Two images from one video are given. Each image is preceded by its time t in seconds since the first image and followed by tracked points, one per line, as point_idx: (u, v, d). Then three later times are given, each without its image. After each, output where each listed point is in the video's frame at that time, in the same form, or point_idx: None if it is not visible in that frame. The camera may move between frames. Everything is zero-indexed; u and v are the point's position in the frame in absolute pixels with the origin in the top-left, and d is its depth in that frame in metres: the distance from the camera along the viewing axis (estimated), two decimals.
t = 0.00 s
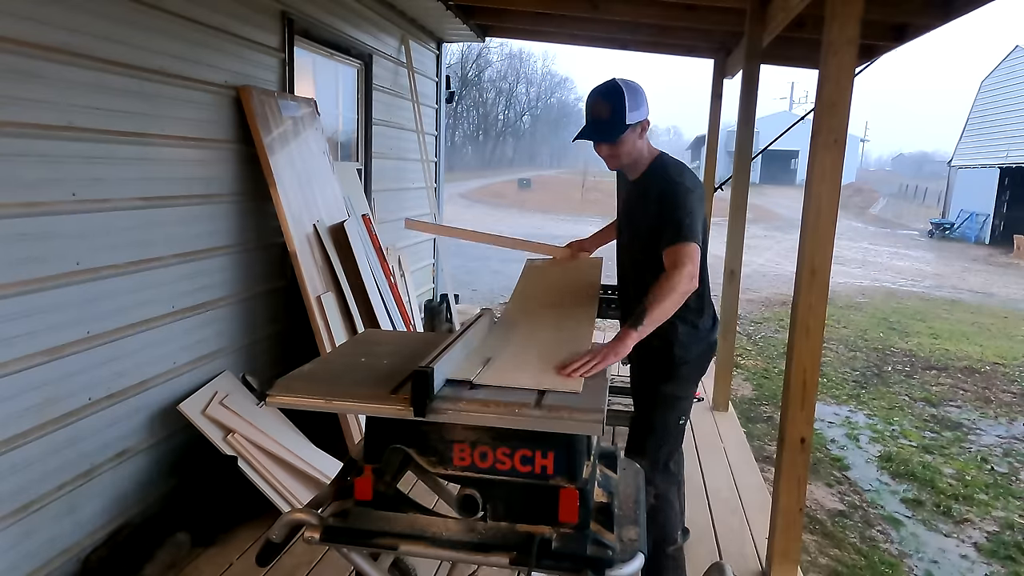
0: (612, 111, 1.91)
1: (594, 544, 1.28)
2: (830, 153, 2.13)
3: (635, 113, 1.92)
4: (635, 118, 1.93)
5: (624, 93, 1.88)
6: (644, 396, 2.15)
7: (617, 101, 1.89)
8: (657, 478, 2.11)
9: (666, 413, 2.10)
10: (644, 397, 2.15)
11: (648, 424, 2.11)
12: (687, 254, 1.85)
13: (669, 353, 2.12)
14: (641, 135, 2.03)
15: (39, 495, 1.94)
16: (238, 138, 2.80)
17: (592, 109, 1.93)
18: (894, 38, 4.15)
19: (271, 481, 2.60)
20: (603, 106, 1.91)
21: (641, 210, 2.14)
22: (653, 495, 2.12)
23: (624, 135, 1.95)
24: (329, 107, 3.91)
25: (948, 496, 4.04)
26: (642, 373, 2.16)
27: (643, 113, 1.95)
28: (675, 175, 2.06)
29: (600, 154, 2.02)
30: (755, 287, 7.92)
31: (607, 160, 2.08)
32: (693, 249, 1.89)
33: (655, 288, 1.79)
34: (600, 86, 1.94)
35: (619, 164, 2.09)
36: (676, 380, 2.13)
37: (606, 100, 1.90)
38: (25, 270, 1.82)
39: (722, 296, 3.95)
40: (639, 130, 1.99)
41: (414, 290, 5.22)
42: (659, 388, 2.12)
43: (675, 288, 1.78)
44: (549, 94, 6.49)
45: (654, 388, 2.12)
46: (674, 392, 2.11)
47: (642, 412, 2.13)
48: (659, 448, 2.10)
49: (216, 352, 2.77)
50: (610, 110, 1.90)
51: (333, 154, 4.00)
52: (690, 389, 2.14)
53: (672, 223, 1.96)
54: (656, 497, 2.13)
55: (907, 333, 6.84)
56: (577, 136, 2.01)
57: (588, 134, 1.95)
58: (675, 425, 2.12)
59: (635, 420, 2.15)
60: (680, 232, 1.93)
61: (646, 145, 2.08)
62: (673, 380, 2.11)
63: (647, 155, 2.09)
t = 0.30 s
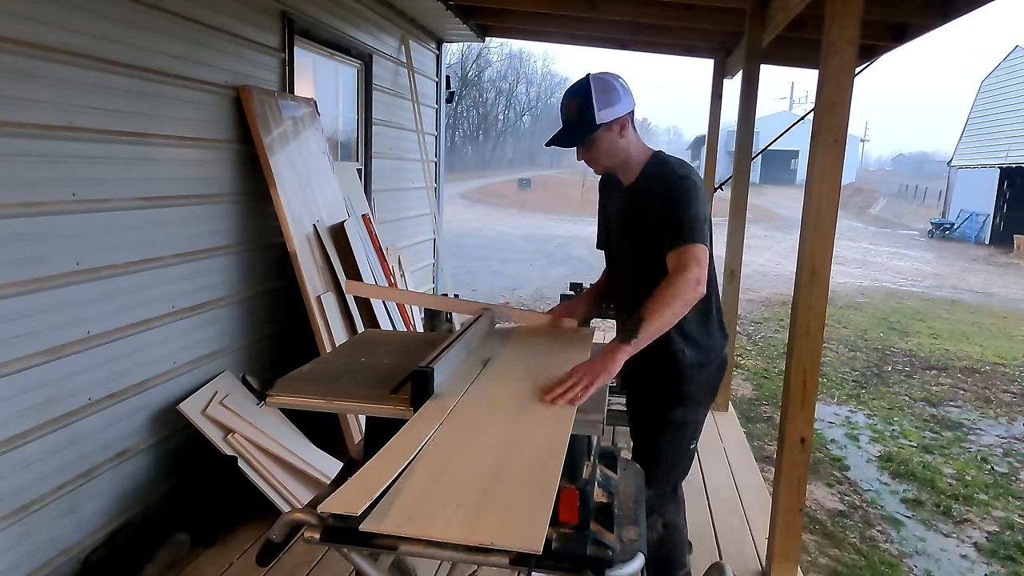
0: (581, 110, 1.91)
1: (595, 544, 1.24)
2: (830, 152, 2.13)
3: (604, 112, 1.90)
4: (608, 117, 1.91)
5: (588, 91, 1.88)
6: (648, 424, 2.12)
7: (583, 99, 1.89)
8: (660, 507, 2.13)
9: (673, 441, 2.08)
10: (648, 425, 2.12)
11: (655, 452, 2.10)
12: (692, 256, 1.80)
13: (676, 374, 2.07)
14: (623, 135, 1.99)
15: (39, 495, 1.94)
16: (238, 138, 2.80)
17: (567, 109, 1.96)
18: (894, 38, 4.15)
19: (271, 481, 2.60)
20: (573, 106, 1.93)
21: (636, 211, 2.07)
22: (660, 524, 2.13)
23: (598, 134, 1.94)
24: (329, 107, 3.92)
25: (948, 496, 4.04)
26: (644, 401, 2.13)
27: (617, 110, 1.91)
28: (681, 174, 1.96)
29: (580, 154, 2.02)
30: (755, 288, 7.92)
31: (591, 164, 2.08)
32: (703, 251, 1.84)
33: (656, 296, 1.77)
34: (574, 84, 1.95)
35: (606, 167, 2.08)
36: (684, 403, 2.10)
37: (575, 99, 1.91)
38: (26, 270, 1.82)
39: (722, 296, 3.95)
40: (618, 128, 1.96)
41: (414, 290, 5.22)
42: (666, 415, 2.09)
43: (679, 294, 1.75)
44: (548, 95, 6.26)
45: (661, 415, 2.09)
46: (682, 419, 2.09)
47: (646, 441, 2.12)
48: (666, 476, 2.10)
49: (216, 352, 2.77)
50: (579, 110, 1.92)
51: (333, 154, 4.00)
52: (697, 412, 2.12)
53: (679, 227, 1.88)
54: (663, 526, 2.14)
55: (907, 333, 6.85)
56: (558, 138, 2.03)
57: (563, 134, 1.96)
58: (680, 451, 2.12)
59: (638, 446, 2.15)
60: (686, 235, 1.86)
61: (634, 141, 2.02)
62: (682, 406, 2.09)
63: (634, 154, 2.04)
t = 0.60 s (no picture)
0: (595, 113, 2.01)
1: (594, 544, 1.26)
2: (830, 153, 2.13)
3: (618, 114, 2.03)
4: (619, 120, 2.04)
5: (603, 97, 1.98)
6: (633, 389, 2.31)
7: (600, 103, 1.99)
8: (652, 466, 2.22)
9: (657, 398, 2.26)
10: (631, 390, 2.32)
11: (643, 411, 2.26)
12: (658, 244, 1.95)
13: (650, 337, 2.32)
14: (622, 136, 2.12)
15: (40, 495, 1.94)
16: (238, 138, 2.80)
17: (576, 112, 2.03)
18: (895, 37, 4.14)
19: (271, 481, 2.60)
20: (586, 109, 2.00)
21: (617, 203, 2.22)
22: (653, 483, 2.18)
23: (609, 136, 2.05)
24: (329, 107, 3.92)
25: (948, 496, 4.04)
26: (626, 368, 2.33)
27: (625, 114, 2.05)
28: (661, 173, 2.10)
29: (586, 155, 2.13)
30: (755, 287, 7.92)
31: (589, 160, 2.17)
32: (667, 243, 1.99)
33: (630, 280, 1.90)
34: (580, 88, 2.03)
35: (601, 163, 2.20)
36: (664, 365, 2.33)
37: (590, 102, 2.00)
38: (26, 270, 1.82)
39: (721, 296, 3.96)
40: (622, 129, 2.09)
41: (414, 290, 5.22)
42: (649, 376, 2.30)
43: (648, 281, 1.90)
44: (549, 95, 6.49)
45: (644, 376, 2.30)
46: (664, 377, 2.30)
47: (633, 403, 2.29)
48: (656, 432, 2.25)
49: (216, 352, 2.77)
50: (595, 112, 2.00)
51: (333, 154, 4.00)
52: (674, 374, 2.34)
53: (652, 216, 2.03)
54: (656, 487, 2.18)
55: (907, 334, 6.84)
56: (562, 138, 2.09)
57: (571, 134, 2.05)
58: (665, 410, 2.29)
59: (625, 413, 2.30)
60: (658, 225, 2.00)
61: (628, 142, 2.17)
62: (662, 365, 2.31)
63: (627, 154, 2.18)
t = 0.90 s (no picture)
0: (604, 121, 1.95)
1: (594, 544, 1.26)
2: (830, 152, 2.13)
3: (626, 124, 1.99)
4: (627, 129, 2.00)
5: (614, 102, 1.93)
6: (632, 397, 2.31)
7: (609, 109, 1.94)
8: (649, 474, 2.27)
9: (656, 409, 2.27)
10: (631, 398, 2.32)
11: (641, 420, 2.28)
12: (659, 260, 1.87)
13: (653, 346, 2.28)
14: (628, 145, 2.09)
15: (39, 496, 1.94)
16: (238, 138, 2.80)
17: (583, 118, 1.98)
18: (894, 38, 4.15)
19: (271, 481, 2.60)
20: (595, 115, 1.95)
21: (618, 211, 2.21)
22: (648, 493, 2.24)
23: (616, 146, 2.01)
24: (329, 107, 3.92)
25: (948, 496, 4.04)
26: (627, 376, 2.32)
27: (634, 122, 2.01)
28: (663, 183, 2.09)
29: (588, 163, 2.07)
30: (755, 288, 7.91)
31: (593, 167, 2.13)
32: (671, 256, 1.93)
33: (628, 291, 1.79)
34: (587, 92, 1.98)
35: (605, 170, 2.17)
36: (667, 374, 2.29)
37: (598, 108, 1.95)
38: (26, 270, 1.82)
39: (722, 296, 3.95)
40: (629, 140, 2.05)
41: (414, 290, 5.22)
42: (650, 386, 2.28)
43: (650, 294, 1.80)
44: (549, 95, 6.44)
45: (645, 386, 2.28)
46: (665, 388, 2.28)
47: (633, 412, 2.30)
48: (653, 442, 2.28)
49: (216, 352, 2.77)
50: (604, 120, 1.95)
51: (333, 154, 4.00)
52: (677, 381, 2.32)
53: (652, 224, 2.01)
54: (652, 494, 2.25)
55: (907, 334, 6.84)
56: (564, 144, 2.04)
57: (576, 142, 2.00)
58: (664, 421, 2.30)
59: (625, 420, 2.33)
60: (658, 237, 1.97)
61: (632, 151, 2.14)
62: (665, 376, 2.28)
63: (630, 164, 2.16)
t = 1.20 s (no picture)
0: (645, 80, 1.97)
1: (594, 543, 1.26)
2: (830, 152, 2.13)
3: (667, 89, 2.00)
4: (667, 97, 2.01)
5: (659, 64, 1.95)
6: (663, 403, 2.17)
7: (653, 69, 1.96)
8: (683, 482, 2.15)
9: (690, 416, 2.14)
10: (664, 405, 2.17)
11: (675, 427, 2.15)
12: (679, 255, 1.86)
13: (683, 349, 2.15)
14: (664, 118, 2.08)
15: (40, 495, 1.94)
16: (238, 137, 2.80)
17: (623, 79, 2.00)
18: (894, 38, 4.15)
19: (271, 481, 2.60)
20: (637, 75, 1.97)
21: (642, 196, 2.16)
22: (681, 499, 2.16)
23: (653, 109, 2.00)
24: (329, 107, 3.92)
25: (948, 496, 4.03)
26: (657, 381, 2.18)
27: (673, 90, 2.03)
28: (693, 169, 2.05)
29: (622, 128, 2.04)
30: (755, 288, 7.91)
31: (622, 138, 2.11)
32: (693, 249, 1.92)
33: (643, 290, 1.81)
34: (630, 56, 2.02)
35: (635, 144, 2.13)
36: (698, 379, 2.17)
37: (642, 69, 1.97)
38: (27, 270, 1.83)
39: (722, 296, 3.96)
40: (665, 110, 2.05)
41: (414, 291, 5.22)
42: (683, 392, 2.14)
43: (665, 292, 1.82)
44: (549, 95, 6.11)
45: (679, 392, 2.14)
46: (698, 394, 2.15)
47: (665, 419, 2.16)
48: (688, 450, 2.15)
49: (216, 352, 2.77)
50: (645, 79, 1.96)
51: (333, 154, 4.00)
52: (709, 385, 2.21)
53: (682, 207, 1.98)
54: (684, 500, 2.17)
55: (907, 334, 6.84)
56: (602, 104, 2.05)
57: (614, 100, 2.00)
58: (699, 427, 2.17)
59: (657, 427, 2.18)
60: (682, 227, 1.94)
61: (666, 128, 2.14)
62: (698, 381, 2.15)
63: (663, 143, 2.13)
